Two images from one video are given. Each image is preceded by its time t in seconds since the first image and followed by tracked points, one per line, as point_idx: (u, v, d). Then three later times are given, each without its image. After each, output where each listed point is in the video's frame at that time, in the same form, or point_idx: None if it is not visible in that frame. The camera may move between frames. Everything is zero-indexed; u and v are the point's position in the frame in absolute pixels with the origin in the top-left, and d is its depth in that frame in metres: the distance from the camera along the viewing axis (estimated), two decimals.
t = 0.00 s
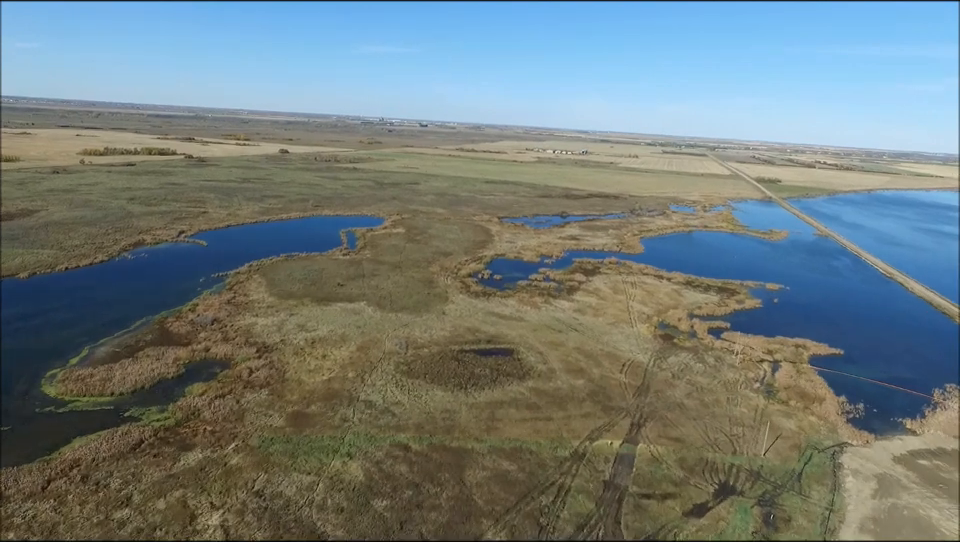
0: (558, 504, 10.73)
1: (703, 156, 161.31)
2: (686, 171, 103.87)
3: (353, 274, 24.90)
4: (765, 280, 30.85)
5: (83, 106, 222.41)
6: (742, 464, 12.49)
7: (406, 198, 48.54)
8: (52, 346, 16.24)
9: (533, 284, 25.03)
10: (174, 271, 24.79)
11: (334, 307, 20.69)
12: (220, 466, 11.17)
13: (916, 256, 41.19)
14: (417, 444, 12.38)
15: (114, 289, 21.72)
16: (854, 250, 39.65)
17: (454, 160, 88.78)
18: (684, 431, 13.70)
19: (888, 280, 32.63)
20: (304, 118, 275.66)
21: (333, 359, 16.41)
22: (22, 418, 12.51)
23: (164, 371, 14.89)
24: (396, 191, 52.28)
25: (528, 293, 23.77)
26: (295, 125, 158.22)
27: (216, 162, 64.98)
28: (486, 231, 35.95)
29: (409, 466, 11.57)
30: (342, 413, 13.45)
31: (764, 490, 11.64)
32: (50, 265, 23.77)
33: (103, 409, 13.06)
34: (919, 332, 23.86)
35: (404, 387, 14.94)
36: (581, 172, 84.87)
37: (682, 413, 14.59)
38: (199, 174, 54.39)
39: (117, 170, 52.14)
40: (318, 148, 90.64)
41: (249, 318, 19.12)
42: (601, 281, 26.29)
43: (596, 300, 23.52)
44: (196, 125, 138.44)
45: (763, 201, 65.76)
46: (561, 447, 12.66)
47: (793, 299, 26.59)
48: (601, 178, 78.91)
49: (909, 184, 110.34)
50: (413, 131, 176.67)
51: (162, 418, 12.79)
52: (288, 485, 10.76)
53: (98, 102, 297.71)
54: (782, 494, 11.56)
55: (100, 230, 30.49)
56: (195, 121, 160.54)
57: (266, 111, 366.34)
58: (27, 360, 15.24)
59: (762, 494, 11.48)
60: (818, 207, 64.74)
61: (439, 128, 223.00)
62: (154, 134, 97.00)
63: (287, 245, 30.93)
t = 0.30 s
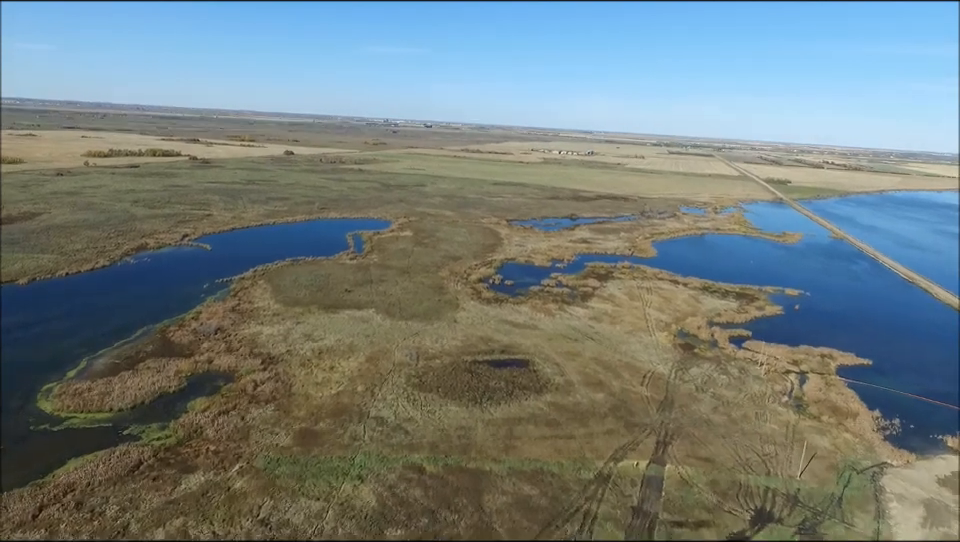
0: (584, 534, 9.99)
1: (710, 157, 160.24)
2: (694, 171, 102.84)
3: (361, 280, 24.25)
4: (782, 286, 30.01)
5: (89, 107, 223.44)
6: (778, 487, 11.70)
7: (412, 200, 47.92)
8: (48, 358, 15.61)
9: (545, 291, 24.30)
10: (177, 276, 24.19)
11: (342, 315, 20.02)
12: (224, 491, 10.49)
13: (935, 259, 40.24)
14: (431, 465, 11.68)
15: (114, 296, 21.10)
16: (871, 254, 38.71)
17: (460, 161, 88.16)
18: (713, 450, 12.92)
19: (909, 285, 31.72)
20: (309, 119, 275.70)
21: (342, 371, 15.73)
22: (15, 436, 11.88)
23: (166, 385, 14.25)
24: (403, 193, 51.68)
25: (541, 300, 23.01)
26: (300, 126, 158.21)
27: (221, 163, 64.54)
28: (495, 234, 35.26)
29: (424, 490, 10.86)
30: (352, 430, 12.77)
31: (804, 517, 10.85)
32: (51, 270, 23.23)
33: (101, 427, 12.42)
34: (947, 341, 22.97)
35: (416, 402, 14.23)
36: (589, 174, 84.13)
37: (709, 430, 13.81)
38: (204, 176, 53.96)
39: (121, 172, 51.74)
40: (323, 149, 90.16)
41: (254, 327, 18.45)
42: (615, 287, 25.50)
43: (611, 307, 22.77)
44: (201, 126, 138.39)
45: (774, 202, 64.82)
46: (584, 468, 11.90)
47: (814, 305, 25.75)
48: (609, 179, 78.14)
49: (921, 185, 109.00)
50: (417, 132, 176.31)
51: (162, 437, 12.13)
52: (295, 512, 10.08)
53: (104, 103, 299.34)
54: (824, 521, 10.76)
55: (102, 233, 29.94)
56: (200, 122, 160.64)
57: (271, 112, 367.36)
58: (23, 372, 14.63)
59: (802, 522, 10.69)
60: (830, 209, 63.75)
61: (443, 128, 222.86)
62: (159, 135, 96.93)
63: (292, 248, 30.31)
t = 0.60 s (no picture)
0: None
1: (716, 157, 159.29)
2: (700, 172, 101.91)
3: (368, 286, 23.59)
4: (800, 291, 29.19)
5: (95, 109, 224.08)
6: (816, 513, 10.95)
7: (418, 202, 47.29)
8: (44, 370, 15.01)
9: (557, 297, 23.59)
10: (180, 283, 23.61)
11: (349, 324, 19.37)
12: (225, 519, 9.81)
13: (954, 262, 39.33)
14: (446, 489, 10.97)
15: (114, 305, 20.55)
16: (888, 257, 37.80)
17: (465, 162, 87.61)
18: (744, 472, 12.18)
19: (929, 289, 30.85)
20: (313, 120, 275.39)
21: (349, 384, 15.04)
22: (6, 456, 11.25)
23: (166, 400, 13.61)
24: (408, 195, 51.05)
25: (553, 307, 22.31)
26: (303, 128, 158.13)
27: (225, 165, 64.10)
28: (503, 238, 34.59)
29: (439, 517, 10.15)
30: (361, 450, 12.08)
31: None
32: (49, 276, 22.68)
33: (97, 446, 11.78)
34: None
35: (428, 418, 13.53)
36: (595, 175, 83.38)
37: (738, 449, 13.06)
38: (207, 178, 53.48)
39: (124, 174, 51.33)
40: (328, 150, 89.77)
41: (258, 337, 17.80)
42: (629, 294, 24.76)
43: (626, 314, 22.03)
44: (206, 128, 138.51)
45: (784, 203, 63.89)
46: (609, 492, 11.17)
47: (835, 311, 24.94)
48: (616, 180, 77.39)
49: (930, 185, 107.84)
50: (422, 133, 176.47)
51: (161, 458, 11.46)
52: None
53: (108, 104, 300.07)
54: None
55: (103, 238, 29.41)
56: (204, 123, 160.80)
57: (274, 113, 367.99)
58: (17, 386, 14.02)
59: None
60: (841, 210, 62.83)
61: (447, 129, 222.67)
62: (163, 137, 96.86)
63: (297, 253, 29.70)
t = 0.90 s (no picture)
0: None
1: (719, 158, 158.55)
2: (705, 173, 101.14)
3: (374, 293, 22.95)
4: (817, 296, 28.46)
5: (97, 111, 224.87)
6: None
7: (423, 205, 46.69)
8: (37, 384, 14.35)
9: (568, 304, 22.91)
10: (180, 290, 22.98)
11: (354, 333, 18.71)
12: None
13: None
14: (461, 517, 10.26)
15: (112, 313, 19.92)
16: (904, 259, 37.01)
17: (468, 163, 87.06)
18: (777, 495, 11.44)
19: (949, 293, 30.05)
20: (315, 121, 275.29)
21: (356, 399, 14.35)
22: None
23: (163, 418, 12.93)
24: (412, 197, 50.46)
25: (565, 314, 21.61)
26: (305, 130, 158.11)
27: (227, 167, 63.58)
28: (510, 242, 33.95)
29: None
30: (370, 473, 11.38)
31: None
32: (46, 283, 22.07)
33: (90, 469, 11.11)
34: None
35: (440, 436, 12.83)
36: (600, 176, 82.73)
37: (769, 469, 12.32)
38: (209, 181, 52.99)
39: (125, 177, 50.86)
40: (330, 152, 89.28)
41: (261, 348, 17.14)
42: (642, 300, 24.05)
43: (641, 322, 21.32)
44: (208, 130, 138.38)
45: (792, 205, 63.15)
46: (635, 519, 10.46)
47: (855, 318, 24.18)
48: (621, 181, 76.74)
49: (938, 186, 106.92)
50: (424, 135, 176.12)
51: (157, 483, 10.79)
52: None
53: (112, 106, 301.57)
54: None
55: (103, 243, 28.83)
56: (206, 125, 160.81)
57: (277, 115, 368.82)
58: (8, 401, 13.38)
59: None
60: (851, 211, 62.06)
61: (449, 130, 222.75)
62: (165, 139, 96.52)
63: (300, 258, 29.08)
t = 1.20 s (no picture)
0: None
1: (721, 158, 158.02)
2: (709, 173, 100.42)
3: (379, 300, 22.26)
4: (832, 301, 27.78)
5: (97, 112, 224.57)
6: None
7: (426, 207, 46.06)
8: (27, 399, 13.69)
9: (579, 310, 22.21)
10: (178, 297, 22.28)
11: (359, 343, 18.02)
12: None
13: None
14: None
15: (108, 322, 19.23)
16: (918, 262, 36.33)
17: (471, 164, 86.51)
18: (813, 520, 10.72)
19: None
20: (316, 123, 274.67)
21: (362, 415, 13.66)
22: None
23: (160, 438, 12.24)
24: (415, 199, 49.83)
25: (577, 322, 20.90)
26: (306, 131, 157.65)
27: (227, 169, 62.98)
28: (516, 245, 33.30)
29: None
30: (379, 498, 10.68)
31: None
32: (40, 291, 21.39)
33: (81, 495, 10.41)
34: None
35: (452, 456, 12.14)
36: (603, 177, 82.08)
37: (802, 491, 11.59)
38: (210, 183, 52.38)
39: (124, 180, 50.26)
40: (331, 154, 88.71)
41: (262, 360, 16.46)
42: (655, 306, 23.33)
43: (655, 330, 20.62)
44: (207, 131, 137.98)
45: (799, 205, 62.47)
46: None
47: (874, 323, 23.46)
48: (625, 182, 76.10)
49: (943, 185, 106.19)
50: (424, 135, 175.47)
51: (153, 510, 10.14)
52: None
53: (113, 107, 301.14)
54: None
55: (100, 248, 28.18)
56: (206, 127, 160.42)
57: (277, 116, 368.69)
58: None
59: None
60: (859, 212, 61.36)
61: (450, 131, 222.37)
62: (165, 141, 95.96)
63: (302, 262, 28.40)
